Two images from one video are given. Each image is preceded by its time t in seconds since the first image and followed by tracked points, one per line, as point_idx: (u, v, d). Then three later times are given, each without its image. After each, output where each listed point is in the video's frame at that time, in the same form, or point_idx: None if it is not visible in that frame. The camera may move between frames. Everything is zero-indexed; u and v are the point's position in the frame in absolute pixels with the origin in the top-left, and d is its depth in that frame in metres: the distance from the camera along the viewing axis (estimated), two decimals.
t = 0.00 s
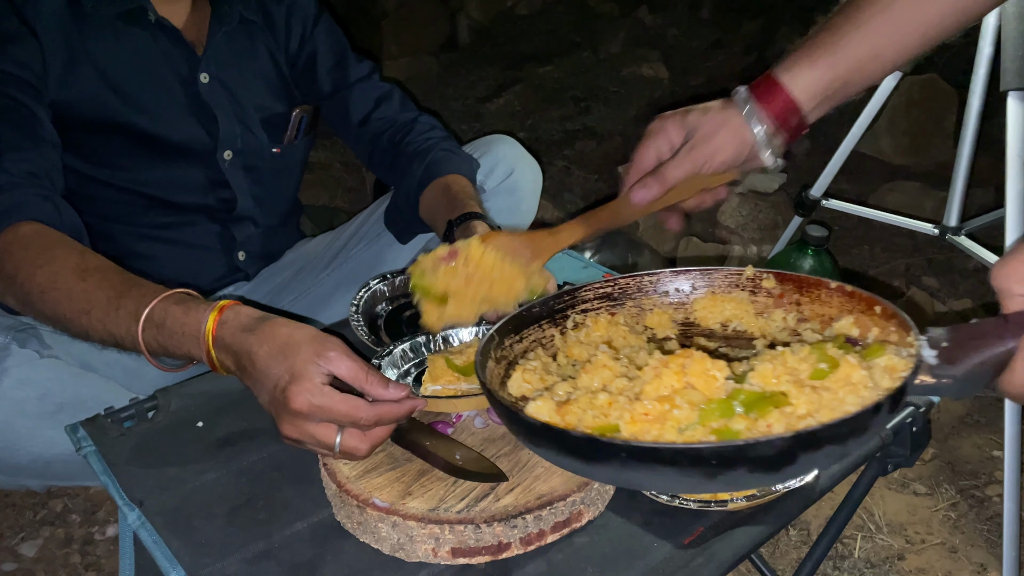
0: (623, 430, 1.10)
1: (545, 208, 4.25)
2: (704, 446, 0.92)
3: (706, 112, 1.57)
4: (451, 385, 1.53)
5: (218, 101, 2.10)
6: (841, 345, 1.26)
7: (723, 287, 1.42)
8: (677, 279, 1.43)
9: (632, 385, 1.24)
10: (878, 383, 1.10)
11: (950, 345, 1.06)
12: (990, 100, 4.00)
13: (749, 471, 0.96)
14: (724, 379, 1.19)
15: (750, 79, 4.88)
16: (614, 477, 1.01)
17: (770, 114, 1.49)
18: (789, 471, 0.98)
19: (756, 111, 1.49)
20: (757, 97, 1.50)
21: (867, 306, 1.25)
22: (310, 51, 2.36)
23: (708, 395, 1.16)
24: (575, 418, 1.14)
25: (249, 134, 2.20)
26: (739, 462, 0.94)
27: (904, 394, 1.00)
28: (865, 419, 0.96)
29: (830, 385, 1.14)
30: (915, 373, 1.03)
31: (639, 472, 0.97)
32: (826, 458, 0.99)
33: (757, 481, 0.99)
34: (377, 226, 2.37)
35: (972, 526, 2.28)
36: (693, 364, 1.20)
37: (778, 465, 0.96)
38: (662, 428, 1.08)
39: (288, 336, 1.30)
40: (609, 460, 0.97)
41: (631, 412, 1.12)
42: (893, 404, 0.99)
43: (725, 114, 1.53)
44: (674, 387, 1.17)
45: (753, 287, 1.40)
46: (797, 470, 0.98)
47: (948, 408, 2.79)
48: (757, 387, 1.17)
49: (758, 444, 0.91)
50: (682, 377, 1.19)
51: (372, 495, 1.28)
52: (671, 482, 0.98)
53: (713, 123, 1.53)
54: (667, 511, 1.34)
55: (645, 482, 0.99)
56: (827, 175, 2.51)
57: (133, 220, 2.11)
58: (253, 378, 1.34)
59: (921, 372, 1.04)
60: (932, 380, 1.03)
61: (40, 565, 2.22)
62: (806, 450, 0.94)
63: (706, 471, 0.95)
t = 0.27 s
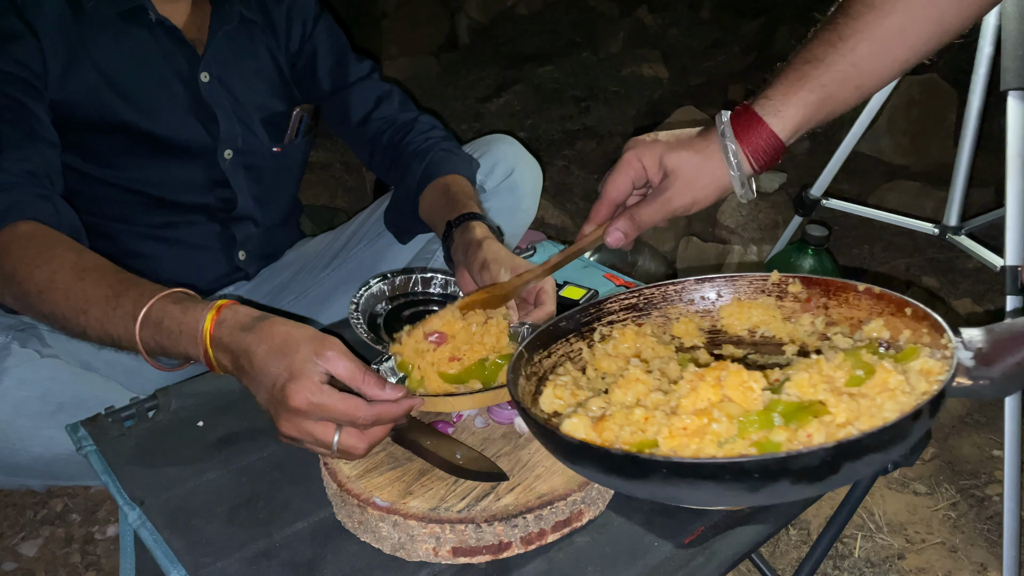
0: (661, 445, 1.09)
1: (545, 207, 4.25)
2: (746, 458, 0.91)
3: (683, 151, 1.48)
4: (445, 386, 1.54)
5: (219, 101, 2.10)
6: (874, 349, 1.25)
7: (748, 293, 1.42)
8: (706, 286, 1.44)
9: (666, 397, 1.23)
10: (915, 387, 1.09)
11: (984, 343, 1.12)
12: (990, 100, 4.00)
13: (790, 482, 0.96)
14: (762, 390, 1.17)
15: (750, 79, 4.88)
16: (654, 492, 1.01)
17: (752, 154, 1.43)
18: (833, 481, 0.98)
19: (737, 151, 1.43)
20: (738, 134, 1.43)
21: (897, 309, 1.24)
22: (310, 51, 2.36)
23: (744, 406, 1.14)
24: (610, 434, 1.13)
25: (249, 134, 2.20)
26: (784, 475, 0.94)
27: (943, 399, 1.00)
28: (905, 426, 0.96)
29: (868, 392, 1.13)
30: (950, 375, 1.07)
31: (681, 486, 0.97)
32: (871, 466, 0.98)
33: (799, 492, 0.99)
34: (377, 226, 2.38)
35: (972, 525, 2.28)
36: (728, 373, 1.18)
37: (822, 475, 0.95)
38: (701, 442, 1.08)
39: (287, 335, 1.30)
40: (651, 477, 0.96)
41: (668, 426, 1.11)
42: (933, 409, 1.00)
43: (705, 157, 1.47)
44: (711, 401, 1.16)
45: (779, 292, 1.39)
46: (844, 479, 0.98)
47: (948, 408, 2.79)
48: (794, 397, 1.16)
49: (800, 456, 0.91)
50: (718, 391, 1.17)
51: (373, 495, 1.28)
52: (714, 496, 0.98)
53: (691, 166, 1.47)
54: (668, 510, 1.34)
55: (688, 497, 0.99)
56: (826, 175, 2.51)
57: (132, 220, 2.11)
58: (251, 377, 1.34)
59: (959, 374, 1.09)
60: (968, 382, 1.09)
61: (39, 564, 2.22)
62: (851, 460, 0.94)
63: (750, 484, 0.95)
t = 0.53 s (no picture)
0: (661, 431, 1.10)
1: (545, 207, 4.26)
2: (743, 445, 0.92)
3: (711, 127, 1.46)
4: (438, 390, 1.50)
5: (218, 100, 2.10)
6: (874, 338, 1.25)
7: (752, 283, 1.42)
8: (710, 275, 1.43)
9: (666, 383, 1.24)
10: (913, 376, 1.10)
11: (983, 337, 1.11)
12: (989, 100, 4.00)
13: (789, 466, 0.96)
14: (761, 375, 1.16)
15: (749, 79, 4.88)
16: (653, 478, 1.01)
17: (777, 136, 1.41)
18: (828, 469, 0.98)
19: (763, 133, 1.41)
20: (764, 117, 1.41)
21: (898, 299, 1.24)
22: (309, 51, 2.35)
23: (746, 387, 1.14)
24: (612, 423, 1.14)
25: (248, 134, 2.20)
26: (780, 460, 0.94)
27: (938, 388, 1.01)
28: (899, 414, 0.96)
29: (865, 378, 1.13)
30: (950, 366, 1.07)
31: (678, 472, 0.98)
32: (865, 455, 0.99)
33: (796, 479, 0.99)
34: (376, 226, 2.37)
35: (970, 525, 2.28)
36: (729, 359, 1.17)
37: (818, 462, 0.96)
38: (700, 428, 1.08)
39: (283, 333, 1.30)
40: (650, 462, 0.97)
41: (668, 412, 1.12)
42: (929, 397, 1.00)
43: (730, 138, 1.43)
44: (711, 388, 1.15)
45: (783, 282, 1.40)
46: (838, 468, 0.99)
47: (946, 407, 2.79)
48: (793, 384, 1.15)
49: (797, 442, 0.92)
50: (718, 378, 1.16)
51: (372, 496, 1.28)
52: (709, 482, 0.99)
53: (716, 146, 1.44)
54: (666, 510, 1.34)
55: (687, 484, 1.00)
56: (825, 174, 2.50)
57: (130, 219, 2.11)
58: (246, 375, 1.33)
59: (956, 363, 1.08)
60: (966, 371, 1.08)
61: (39, 564, 2.22)
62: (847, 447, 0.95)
63: (746, 470, 0.95)
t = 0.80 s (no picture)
0: (640, 402, 1.10)
1: (544, 207, 4.26)
2: (720, 416, 0.91)
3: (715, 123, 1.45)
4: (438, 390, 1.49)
5: (217, 100, 2.10)
6: (855, 320, 1.24)
7: (742, 265, 1.42)
8: (699, 255, 1.43)
9: (649, 358, 1.23)
10: (891, 357, 1.09)
11: (962, 321, 1.07)
12: (989, 99, 4.00)
13: (764, 442, 0.95)
14: (742, 354, 1.16)
15: (749, 79, 4.88)
16: (631, 448, 1.01)
17: (792, 126, 1.43)
18: (804, 445, 0.98)
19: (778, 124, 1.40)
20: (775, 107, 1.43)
21: (883, 283, 1.24)
22: (309, 51, 2.35)
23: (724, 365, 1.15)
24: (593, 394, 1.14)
25: (247, 134, 2.20)
26: (757, 434, 0.93)
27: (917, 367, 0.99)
28: (876, 392, 0.95)
29: (845, 358, 1.13)
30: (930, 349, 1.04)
31: (656, 443, 0.97)
32: (842, 431, 0.98)
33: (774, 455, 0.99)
34: (376, 225, 2.37)
35: (970, 524, 2.28)
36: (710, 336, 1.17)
37: (791, 436, 0.95)
38: (679, 400, 1.08)
39: (285, 334, 1.30)
40: (628, 431, 0.96)
41: (649, 384, 1.11)
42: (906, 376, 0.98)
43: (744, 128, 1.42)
44: (691, 361, 1.16)
45: (772, 266, 1.40)
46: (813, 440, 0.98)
47: (946, 407, 2.80)
48: (772, 361, 1.15)
49: (775, 414, 0.91)
50: (699, 353, 1.16)
51: (371, 495, 1.28)
52: (685, 453, 0.98)
53: (726, 139, 1.43)
54: (666, 510, 1.34)
55: (663, 454, 0.99)
56: (824, 174, 2.50)
57: (130, 219, 2.11)
58: (249, 376, 1.34)
59: (936, 346, 1.06)
60: (945, 354, 1.05)
61: (38, 565, 2.22)
62: (821, 421, 0.94)
63: (721, 443, 0.94)
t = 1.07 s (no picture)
0: (631, 371, 1.10)
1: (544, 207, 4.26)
2: (705, 384, 0.91)
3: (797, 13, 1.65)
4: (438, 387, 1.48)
5: (216, 100, 2.09)
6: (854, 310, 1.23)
7: (747, 258, 1.43)
8: (701, 244, 1.44)
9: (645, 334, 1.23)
10: (887, 341, 1.07)
11: (965, 314, 1.01)
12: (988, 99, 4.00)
13: (750, 414, 0.95)
14: (735, 329, 1.16)
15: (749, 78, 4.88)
16: (620, 416, 1.00)
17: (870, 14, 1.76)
18: (793, 421, 0.96)
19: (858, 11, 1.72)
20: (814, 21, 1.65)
21: (886, 277, 1.23)
22: (308, 51, 2.35)
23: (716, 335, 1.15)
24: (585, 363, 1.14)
25: (246, 133, 2.20)
26: (743, 404, 0.93)
27: (912, 350, 0.97)
28: (867, 371, 0.94)
29: (839, 339, 1.12)
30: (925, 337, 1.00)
31: (643, 410, 0.96)
32: (831, 410, 0.97)
33: (761, 431, 0.98)
34: (376, 226, 2.38)
35: (970, 524, 2.28)
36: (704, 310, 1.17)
37: (779, 411, 0.94)
38: (670, 370, 1.09)
39: (289, 320, 1.30)
40: (615, 396, 0.96)
41: (640, 355, 1.11)
42: (899, 360, 0.97)
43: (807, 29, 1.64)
44: (684, 334, 1.16)
45: (777, 259, 1.40)
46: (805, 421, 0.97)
47: (946, 406, 2.79)
48: (765, 337, 1.15)
49: (761, 385, 0.91)
50: (692, 326, 1.16)
51: (370, 495, 1.27)
52: (671, 421, 0.97)
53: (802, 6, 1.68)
54: (666, 510, 1.34)
55: (647, 422, 0.98)
56: (824, 173, 2.50)
57: (129, 218, 2.11)
58: (250, 361, 1.33)
59: (933, 334, 1.02)
60: (941, 343, 1.01)
61: (38, 564, 2.22)
62: (809, 397, 0.93)
63: (706, 413, 0.94)
